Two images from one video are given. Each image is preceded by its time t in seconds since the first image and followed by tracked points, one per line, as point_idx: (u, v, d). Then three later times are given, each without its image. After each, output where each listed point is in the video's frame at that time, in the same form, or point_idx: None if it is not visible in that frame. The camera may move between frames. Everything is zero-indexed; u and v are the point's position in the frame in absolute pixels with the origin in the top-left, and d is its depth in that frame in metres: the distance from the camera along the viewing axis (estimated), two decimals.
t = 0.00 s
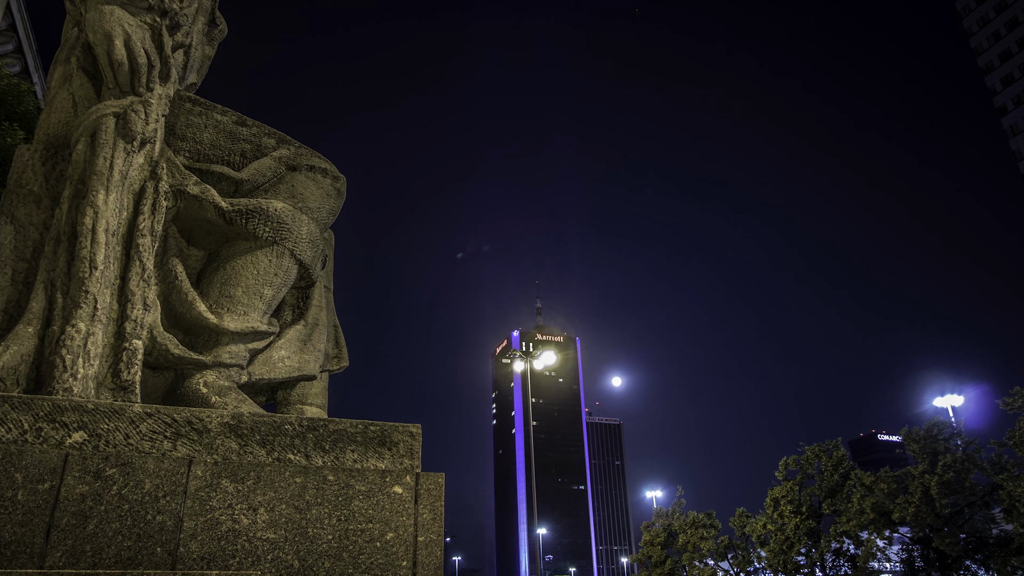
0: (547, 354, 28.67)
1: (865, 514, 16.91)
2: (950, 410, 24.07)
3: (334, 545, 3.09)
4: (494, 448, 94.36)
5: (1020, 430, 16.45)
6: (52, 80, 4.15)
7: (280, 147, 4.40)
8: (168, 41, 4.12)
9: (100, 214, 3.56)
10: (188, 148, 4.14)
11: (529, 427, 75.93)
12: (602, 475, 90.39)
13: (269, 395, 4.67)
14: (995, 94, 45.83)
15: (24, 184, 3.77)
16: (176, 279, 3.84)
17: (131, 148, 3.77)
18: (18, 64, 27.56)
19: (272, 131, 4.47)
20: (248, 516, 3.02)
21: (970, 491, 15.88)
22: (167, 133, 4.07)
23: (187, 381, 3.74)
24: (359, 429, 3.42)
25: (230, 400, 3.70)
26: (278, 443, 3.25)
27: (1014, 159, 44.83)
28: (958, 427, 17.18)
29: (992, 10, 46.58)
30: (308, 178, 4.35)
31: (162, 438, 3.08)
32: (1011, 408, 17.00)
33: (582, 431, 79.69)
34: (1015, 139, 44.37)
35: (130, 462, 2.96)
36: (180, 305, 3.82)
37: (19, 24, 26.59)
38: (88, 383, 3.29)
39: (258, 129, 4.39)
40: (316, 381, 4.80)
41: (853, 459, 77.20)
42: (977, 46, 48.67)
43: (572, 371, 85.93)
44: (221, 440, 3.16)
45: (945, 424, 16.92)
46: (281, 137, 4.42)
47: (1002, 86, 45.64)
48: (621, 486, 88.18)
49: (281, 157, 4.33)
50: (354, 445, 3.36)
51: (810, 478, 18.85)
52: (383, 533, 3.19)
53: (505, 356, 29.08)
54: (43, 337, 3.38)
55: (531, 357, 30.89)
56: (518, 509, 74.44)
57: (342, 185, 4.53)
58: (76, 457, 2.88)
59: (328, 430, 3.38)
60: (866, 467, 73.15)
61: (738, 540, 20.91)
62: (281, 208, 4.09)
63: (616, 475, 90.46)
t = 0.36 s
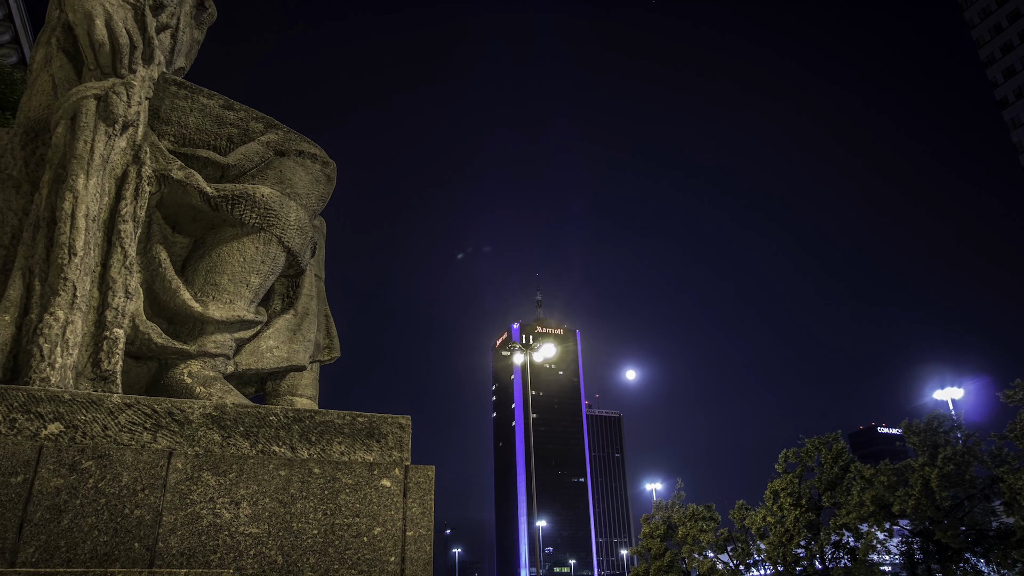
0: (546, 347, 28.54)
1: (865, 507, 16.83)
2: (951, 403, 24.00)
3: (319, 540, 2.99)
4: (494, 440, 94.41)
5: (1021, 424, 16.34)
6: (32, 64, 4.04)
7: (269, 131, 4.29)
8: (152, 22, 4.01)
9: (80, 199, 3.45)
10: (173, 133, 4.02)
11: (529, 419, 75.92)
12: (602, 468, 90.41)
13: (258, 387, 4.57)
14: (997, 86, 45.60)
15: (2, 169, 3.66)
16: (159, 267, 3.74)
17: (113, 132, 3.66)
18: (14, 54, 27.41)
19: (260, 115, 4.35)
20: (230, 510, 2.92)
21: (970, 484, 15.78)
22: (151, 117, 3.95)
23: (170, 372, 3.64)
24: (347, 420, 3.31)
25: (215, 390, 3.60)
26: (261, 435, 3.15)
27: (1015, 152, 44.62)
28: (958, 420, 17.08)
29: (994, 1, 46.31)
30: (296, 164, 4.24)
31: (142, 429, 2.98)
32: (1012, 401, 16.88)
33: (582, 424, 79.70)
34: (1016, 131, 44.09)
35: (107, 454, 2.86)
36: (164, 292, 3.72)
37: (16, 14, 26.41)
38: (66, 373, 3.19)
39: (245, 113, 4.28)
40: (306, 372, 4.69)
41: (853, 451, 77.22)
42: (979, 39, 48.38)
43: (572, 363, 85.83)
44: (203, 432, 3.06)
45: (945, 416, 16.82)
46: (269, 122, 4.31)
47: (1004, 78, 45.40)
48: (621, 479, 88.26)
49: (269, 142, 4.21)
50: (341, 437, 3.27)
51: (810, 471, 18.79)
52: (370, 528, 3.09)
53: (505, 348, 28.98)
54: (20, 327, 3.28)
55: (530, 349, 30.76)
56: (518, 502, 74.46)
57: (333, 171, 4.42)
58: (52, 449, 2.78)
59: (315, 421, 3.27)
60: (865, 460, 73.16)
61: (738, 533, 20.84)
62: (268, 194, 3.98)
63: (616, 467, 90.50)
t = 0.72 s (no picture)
0: (547, 338, 28.43)
1: (866, 498, 16.77)
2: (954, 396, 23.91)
3: (306, 534, 2.89)
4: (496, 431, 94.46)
5: None
6: (14, 44, 3.93)
7: (257, 115, 4.18)
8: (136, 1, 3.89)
9: (61, 182, 3.35)
10: (159, 115, 3.91)
11: (530, 411, 75.90)
12: (604, 459, 90.44)
13: (248, 377, 4.48)
14: (1001, 76, 45.32)
15: None
16: (143, 253, 3.64)
17: (95, 114, 3.55)
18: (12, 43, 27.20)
19: (249, 98, 4.24)
20: (212, 503, 2.83)
21: (972, 476, 15.68)
22: (135, 99, 3.84)
23: (155, 361, 3.55)
24: (336, 410, 3.22)
25: (200, 379, 3.51)
26: (247, 425, 3.05)
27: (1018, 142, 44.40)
28: (960, 411, 16.98)
29: None
30: (286, 148, 4.14)
31: (122, 420, 2.88)
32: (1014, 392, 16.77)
33: (583, 415, 79.71)
34: (1020, 122, 43.82)
35: (86, 445, 2.76)
36: (149, 280, 3.63)
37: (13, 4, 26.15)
38: (45, 362, 3.08)
39: (233, 96, 4.17)
40: (298, 362, 4.60)
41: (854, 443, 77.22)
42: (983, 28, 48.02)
43: (573, 354, 85.74)
44: (186, 423, 2.97)
45: (948, 408, 16.71)
46: (258, 105, 4.20)
47: (1008, 68, 45.11)
48: (622, 470, 88.32)
49: (258, 126, 4.11)
50: (329, 428, 3.17)
51: (812, 462, 18.69)
52: (358, 522, 3.00)
53: (506, 340, 28.84)
54: None
55: (531, 340, 30.63)
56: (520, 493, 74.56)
57: (324, 156, 4.33)
58: (27, 440, 2.68)
59: (302, 411, 3.18)
60: (867, 452, 73.16)
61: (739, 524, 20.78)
62: (256, 178, 3.88)
63: (617, 458, 90.54)
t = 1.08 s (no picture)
0: (549, 330, 28.28)
1: (868, 490, 16.70)
2: (957, 388, 23.84)
3: (292, 529, 2.80)
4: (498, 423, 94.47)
5: None
6: None
7: (246, 98, 4.06)
8: None
9: (41, 165, 3.24)
10: (144, 98, 3.80)
11: (532, 402, 75.92)
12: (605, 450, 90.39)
13: (239, 366, 4.39)
14: (1006, 67, 44.97)
15: None
16: (128, 239, 3.53)
17: (76, 96, 3.44)
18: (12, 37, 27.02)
19: (237, 81, 4.13)
20: (194, 498, 2.73)
21: (974, 467, 15.56)
22: (118, 80, 3.74)
23: (140, 350, 3.46)
24: (324, 401, 3.12)
25: (186, 369, 3.41)
26: (231, 416, 2.95)
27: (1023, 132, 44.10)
28: (963, 402, 16.86)
29: None
30: (275, 131, 4.04)
31: (101, 411, 2.78)
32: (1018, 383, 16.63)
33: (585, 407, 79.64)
34: None
35: (61, 436, 2.65)
36: (132, 266, 3.53)
37: None
38: (23, 350, 2.98)
39: (221, 79, 4.06)
40: (290, 352, 4.50)
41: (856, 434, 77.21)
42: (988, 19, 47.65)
43: (575, 346, 85.61)
44: (168, 413, 2.87)
45: (951, 400, 16.59)
46: (247, 88, 4.09)
47: (1013, 59, 44.76)
48: (623, 462, 88.35)
49: (247, 109, 3.99)
50: (316, 418, 3.07)
51: (813, 454, 18.59)
52: (346, 515, 2.90)
53: (507, 332, 28.77)
54: None
55: (532, 332, 30.44)
56: (522, 484, 74.60)
57: (316, 139, 4.22)
58: None
59: (289, 400, 3.08)
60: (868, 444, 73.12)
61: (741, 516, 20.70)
62: (244, 162, 3.77)
63: (619, 450, 90.49)
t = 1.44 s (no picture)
0: (548, 321, 28.16)
1: (867, 481, 16.63)
2: (956, 381, 23.79)
3: (274, 522, 2.71)
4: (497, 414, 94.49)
5: None
6: None
7: (231, 80, 3.95)
8: None
9: (16, 147, 3.13)
10: (125, 79, 3.69)
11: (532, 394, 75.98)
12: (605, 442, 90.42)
13: (226, 356, 4.29)
14: (1006, 57, 44.68)
15: None
16: (108, 224, 3.43)
17: (54, 76, 3.32)
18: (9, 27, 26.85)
19: (222, 63, 4.02)
20: (172, 491, 2.63)
21: (974, 458, 15.46)
22: (99, 61, 3.62)
23: (121, 338, 3.36)
24: (309, 390, 3.01)
25: (168, 358, 3.31)
26: (211, 406, 2.85)
27: None
28: (963, 393, 16.76)
29: None
30: (262, 114, 3.93)
31: (76, 401, 2.67)
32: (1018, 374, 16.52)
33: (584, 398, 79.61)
34: None
35: (33, 427, 2.54)
36: (113, 252, 3.42)
37: None
38: None
39: (206, 60, 3.94)
40: (278, 341, 4.40)
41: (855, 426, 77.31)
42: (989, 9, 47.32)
43: (574, 337, 85.51)
44: (145, 404, 2.76)
45: (951, 390, 16.48)
46: (232, 69, 3.97)
47: (1014, 49, 44.47)
48: (623, 453, 88.39)
49: (232, 91, 3.88)
50: (301, 409, 2.96)
51: (813, 445, 18.52)
52: (330, 509, 2.80)
53: (506, 323, 28.63)
54: None
55: (531, 323, 30.30)
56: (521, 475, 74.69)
57: (303, 123, 4.11)
58: None
59: (273, 391, 2.97)
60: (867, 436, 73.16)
61: (739, 507, 20.60)
62: (228, 145, 3.66)
63: (618, 441, 90.53)
